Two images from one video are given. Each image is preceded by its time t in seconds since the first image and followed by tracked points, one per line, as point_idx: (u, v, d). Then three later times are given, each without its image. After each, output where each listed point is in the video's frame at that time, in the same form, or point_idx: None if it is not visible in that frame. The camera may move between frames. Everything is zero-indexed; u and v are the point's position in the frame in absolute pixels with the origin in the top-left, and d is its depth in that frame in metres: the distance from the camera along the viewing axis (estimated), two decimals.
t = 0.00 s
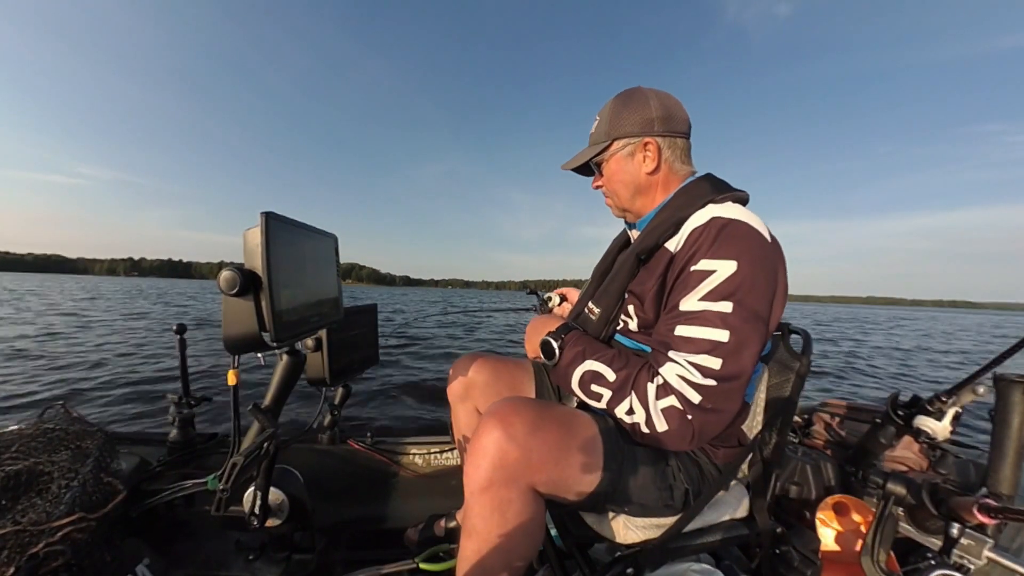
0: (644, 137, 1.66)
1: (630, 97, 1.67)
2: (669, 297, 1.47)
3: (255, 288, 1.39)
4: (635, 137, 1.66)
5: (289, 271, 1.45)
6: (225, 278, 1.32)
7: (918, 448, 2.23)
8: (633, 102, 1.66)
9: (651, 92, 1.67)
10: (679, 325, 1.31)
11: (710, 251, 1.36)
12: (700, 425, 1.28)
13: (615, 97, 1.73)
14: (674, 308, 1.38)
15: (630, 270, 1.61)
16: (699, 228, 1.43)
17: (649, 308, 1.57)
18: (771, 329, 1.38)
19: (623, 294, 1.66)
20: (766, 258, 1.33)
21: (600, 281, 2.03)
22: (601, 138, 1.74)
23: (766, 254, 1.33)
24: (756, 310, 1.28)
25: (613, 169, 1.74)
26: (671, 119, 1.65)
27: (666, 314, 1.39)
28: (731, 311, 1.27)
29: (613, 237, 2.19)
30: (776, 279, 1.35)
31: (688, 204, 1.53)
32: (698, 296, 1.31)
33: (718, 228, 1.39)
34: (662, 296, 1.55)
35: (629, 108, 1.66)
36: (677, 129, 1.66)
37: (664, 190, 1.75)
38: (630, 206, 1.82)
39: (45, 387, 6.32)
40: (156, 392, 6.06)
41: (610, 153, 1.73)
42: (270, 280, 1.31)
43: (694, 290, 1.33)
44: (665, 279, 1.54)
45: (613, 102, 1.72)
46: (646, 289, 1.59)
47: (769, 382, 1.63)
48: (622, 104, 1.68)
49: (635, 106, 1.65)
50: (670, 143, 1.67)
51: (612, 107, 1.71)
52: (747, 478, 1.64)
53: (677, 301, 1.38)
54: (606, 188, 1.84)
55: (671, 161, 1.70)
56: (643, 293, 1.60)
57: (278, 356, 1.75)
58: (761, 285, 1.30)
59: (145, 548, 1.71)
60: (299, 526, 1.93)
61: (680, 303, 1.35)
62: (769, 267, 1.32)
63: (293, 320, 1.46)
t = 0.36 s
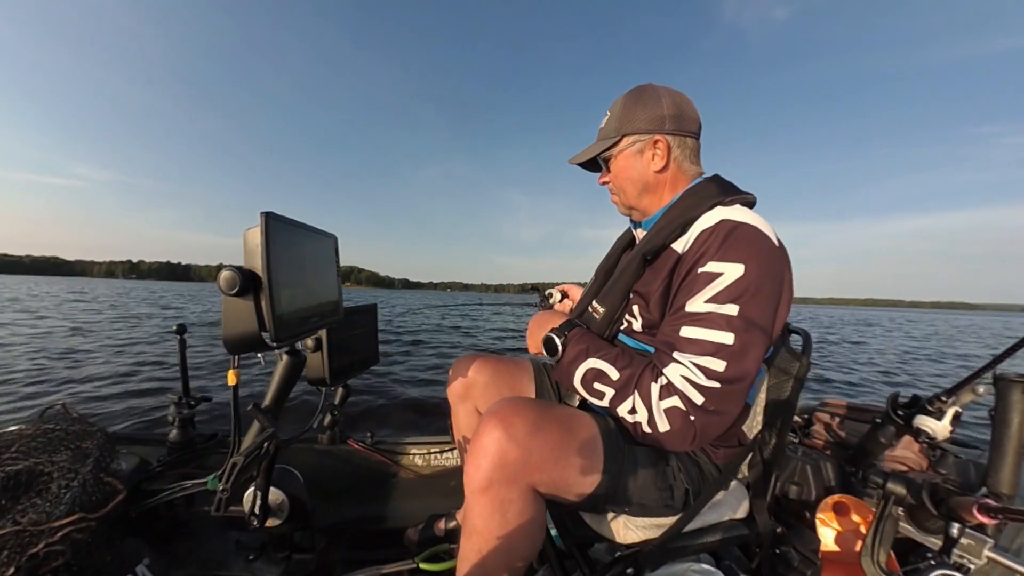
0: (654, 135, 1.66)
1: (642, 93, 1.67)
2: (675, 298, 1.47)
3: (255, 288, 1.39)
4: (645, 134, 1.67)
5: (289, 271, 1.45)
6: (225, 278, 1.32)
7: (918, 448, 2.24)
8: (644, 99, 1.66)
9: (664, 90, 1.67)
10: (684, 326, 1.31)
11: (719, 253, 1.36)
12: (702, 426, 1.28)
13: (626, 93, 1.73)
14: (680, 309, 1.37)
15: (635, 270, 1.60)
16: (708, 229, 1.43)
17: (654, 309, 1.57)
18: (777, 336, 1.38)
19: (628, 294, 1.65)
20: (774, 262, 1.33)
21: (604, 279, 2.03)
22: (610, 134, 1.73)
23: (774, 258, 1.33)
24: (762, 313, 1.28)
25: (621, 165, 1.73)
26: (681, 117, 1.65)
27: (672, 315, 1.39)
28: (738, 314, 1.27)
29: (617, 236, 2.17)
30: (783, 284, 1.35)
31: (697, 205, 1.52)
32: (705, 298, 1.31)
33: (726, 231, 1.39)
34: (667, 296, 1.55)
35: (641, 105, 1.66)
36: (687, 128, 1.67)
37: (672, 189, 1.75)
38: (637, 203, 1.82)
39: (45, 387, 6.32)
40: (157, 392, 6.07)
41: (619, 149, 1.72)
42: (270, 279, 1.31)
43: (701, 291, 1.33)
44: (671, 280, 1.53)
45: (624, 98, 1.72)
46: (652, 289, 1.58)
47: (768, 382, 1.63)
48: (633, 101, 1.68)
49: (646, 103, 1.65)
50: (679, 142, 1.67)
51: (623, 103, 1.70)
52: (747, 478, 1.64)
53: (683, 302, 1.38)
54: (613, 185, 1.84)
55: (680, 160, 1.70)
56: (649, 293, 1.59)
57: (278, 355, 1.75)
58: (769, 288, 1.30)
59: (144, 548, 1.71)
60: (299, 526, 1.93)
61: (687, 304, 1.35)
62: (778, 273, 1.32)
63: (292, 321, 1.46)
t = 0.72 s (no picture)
0: (655, 133, 1.66)
1: (643, 92, 1.68)
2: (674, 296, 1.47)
3: (254, 288, 1.39)
4: (646, 133, 1.67)
5: (288, 272, 1.46)
6: (225, 278, 1.32)
7: (918, 448, 2.23)
8: (645, 98, 1.66)
9: (664, 89, 1.68)
10: (681, 323, 1.31)
11: (719, 252, 1.36)
12: (695, 423, 1.28)
13: (627, 93, 1.73)
14: (678, 306, 1.38)
15: (636, 270, 1.61)
16: (710, 228, 1.43)
17: (656, 307, 1.57)
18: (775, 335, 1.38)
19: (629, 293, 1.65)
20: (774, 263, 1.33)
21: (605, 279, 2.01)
22: (611, 132, 1.74)
23: (774, 258, 1.33)
24: (760, 313, 1.28)
25: (622, 164, 1.74)
26: (682, 116, 1.66)
27: (670, 312, 1.39)
28: (735, 313, 1.27)
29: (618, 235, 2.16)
30: (784, 284, 1.35)
31: (700, 204, 1.52)
32: (704, 296, 1.31)
33: (728, 229, 1.39)
34: (668, 295, 1.55)
35: (641, 104, 1.66)
36: (688, 127, 1.67)
37: (673, 188, 1.75)
38: (638, 202, 1.82)
39: (46, 388, 6.33)
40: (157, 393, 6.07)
41: (620, 147, 1.73)
42: (270, 280, 1.31)
43: (700, 289, 1.33)
44: (672, 278, 1.54)
45: (625, 97, 1.72)
46: (653, 287, 1.59)
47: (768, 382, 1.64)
48: (635, 100, 1.68)
49: (647, 102, 1.66)
50: (681, 141, 1.67)
51: (624, 102, 1.71)
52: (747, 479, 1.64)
53: (682, 300, 1.38)
54: (614, 183, 1.84)
55: (681, 159, 1.70)
56: (649, 291, 1.59)
57: (278, 356, 1.75)
58: (768, 288, 1.30)
59: (145, 548, 1.71)
60: (299, 526, 1.93)
61: (685, 301, 1.35)
62: (778, 274, 1.33)
63: (292, 321, 1.46)
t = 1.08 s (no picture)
0: (668, 130, 1.66)
1: (658, 87, 1.67)
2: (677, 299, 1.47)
3: (255, 288, 1.39)
4: (659, 130, 1.66)
5: (289, 271, 1.45)
6: (225, 278, 1.31)
7: (918, 449, 2.24)
8: (660, 94, 1.65)
9: (680, 85, 1.67)
10: (681, 327, 1.31)
11: (726, 259, 1.36)
12: (685, 427, 1.28)
13: (640, 87, 1.72)
14: (679, 310, 1.38)
15: (644, 272, 1.60)
16: (720, 233, 1.43)
17: (661, 310, 1.57)
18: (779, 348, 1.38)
19: (635, 296, 1.64)
20: (781, 275, 1.32)
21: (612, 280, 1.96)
22: (623, 127, 1.73)
23: (781, 270, 1.33)
24: (762, 323, 1.28)
25: (632, 160, 1.73)
26: (696, 114, 1.65)
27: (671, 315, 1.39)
28: (736, 322, 1.27)
29: (624, 236, 2.16)
30: (790, 297, 1.34)
31: (710, 207, 1.52)
32: (706, 302, 1.31)
33: (738, 237, 1.38)
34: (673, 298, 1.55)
35: (656, 99, 1.66)
36: (702, 125, 1.66)
37: (683, 188, 1.75)
38: (647, 201, 1.82)
39: (46, 387, 6.33)
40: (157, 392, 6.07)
41: (631, 144, 1.72)
42: (270, 280, 1.31)
43: (703, 294, 1.33)
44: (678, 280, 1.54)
45: (638, 92, 1.71)
46: (658, 290, 1.59)
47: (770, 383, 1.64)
48: (648, 95, 1.67)
49: (661, 98, 1.65)
50: (693, 139, 1.67)
51: (638, 95, 1.70)
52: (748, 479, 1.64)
53: (684, 304, 1.38)
54: (623, 180, 1.84)
55: (693, 158, 1.69)
56: (655, 295, 1.59)
57: (278, 356, 1.75)
58: (772, 299, 1.30)
59: (145, 548, 1.71)
60: (299, 526, 1.93)
61: (687, 305, 1.35)
62: (784, 285, 1.32)
63: (292, 321, 1.46)
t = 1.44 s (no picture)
0: (663, 131, 1.66)
1: (651, 91, 1.67)
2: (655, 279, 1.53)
3: (254, 289, 1.39)
4: (654, 131, 1.67)
5: (288, 272, 1.46)
6: (225, 279, 1.31)
7: (918, 448, 2.24)
8: (655, 96, 1.66)
9: (674, 87, 1.67)
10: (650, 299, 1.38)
11: (704, 242, 1.38)
12: (634, 389, 1.35)
13: (636, 90, 1.72)
14: (654, 285, 1.44)
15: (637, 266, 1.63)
16: (708, 220, 1.44)
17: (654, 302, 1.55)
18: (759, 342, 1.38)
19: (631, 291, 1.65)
20: (759, 263, 1.33)
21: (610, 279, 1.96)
22: (619, 130, 1.74)
23: (760, 259, 1.33)
24: (728, 305, 1.30)
25: (628, 161, 1.74)
26: (690, 115, 1.65)
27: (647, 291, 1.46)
28: (701, 299, 1.30)
29: (624, 237, 2.16)
30: (768, 286, 1.34)
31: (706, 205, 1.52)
32: (676, 278, 1.35)
33: (723, 225, 1.40)
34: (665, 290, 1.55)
35: (651, 101, 1.66)
36: (697, 126, 1.67)
37: (678, 188, 1.75)
38: (643, 201, 1.83)
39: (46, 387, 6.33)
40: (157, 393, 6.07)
41: (626, 146, 1.73)
42: (270, 280, 1.31)
43: (676, 271, 1.38)
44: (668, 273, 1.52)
45: (635, 94, 1.72)
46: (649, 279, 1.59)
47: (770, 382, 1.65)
48: (644, 97, 1.68)
49: (656, 100, 1.66)
50: (687, 140, 1.67)
51: (632, 100, 1.71)
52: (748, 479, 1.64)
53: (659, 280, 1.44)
54: (620, 181, 1.85)
55: (687, 158, 1.69)
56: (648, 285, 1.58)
57: (278, 356, 1.75)
58: (745, 284, 1.31)
59: (145, 548, 1.71)
60: (299, 527, 1.92)
61: (661, 280, 1.40)
62: (762, 275, 1.33)
63: (292, 321, 1.46)
